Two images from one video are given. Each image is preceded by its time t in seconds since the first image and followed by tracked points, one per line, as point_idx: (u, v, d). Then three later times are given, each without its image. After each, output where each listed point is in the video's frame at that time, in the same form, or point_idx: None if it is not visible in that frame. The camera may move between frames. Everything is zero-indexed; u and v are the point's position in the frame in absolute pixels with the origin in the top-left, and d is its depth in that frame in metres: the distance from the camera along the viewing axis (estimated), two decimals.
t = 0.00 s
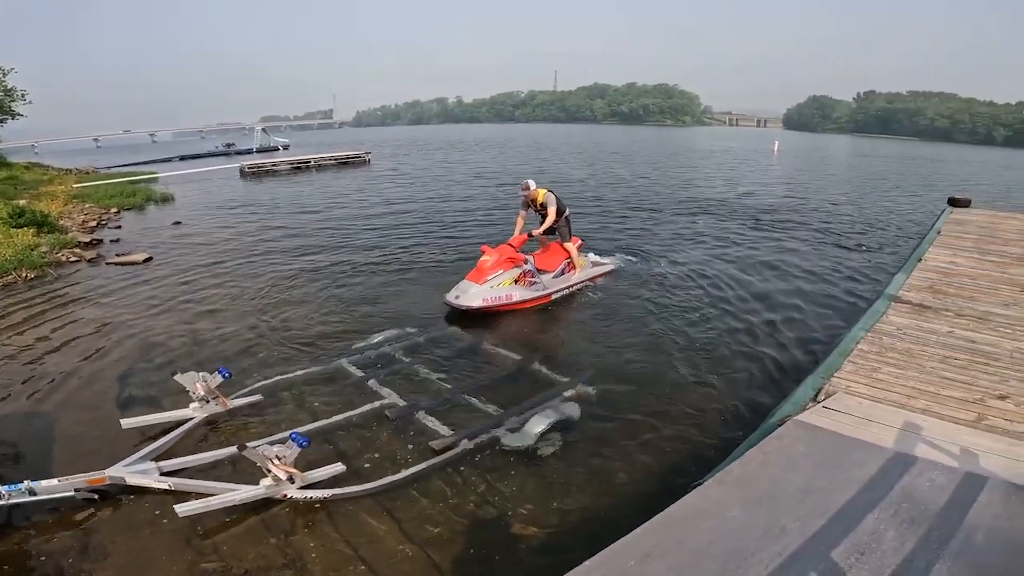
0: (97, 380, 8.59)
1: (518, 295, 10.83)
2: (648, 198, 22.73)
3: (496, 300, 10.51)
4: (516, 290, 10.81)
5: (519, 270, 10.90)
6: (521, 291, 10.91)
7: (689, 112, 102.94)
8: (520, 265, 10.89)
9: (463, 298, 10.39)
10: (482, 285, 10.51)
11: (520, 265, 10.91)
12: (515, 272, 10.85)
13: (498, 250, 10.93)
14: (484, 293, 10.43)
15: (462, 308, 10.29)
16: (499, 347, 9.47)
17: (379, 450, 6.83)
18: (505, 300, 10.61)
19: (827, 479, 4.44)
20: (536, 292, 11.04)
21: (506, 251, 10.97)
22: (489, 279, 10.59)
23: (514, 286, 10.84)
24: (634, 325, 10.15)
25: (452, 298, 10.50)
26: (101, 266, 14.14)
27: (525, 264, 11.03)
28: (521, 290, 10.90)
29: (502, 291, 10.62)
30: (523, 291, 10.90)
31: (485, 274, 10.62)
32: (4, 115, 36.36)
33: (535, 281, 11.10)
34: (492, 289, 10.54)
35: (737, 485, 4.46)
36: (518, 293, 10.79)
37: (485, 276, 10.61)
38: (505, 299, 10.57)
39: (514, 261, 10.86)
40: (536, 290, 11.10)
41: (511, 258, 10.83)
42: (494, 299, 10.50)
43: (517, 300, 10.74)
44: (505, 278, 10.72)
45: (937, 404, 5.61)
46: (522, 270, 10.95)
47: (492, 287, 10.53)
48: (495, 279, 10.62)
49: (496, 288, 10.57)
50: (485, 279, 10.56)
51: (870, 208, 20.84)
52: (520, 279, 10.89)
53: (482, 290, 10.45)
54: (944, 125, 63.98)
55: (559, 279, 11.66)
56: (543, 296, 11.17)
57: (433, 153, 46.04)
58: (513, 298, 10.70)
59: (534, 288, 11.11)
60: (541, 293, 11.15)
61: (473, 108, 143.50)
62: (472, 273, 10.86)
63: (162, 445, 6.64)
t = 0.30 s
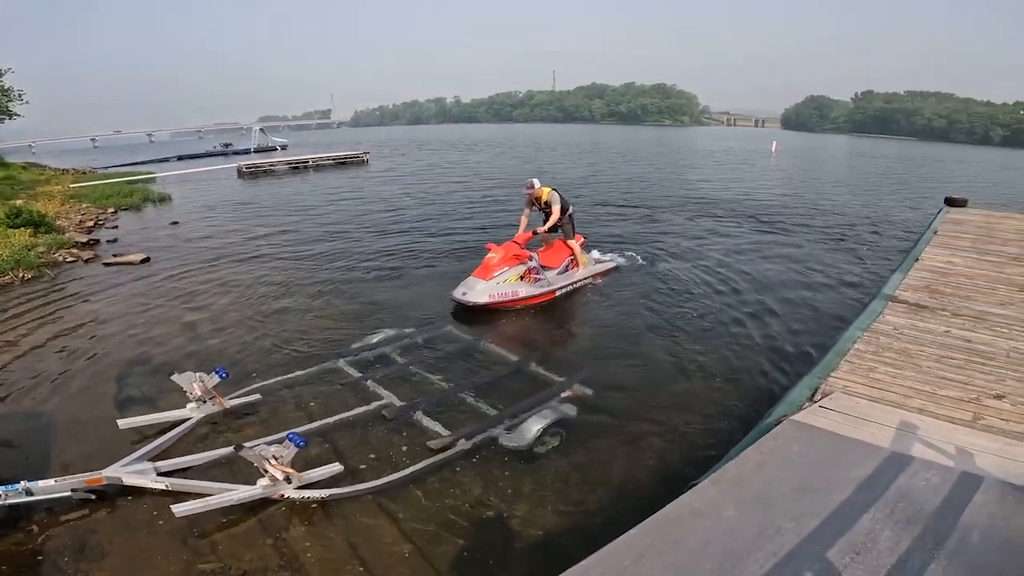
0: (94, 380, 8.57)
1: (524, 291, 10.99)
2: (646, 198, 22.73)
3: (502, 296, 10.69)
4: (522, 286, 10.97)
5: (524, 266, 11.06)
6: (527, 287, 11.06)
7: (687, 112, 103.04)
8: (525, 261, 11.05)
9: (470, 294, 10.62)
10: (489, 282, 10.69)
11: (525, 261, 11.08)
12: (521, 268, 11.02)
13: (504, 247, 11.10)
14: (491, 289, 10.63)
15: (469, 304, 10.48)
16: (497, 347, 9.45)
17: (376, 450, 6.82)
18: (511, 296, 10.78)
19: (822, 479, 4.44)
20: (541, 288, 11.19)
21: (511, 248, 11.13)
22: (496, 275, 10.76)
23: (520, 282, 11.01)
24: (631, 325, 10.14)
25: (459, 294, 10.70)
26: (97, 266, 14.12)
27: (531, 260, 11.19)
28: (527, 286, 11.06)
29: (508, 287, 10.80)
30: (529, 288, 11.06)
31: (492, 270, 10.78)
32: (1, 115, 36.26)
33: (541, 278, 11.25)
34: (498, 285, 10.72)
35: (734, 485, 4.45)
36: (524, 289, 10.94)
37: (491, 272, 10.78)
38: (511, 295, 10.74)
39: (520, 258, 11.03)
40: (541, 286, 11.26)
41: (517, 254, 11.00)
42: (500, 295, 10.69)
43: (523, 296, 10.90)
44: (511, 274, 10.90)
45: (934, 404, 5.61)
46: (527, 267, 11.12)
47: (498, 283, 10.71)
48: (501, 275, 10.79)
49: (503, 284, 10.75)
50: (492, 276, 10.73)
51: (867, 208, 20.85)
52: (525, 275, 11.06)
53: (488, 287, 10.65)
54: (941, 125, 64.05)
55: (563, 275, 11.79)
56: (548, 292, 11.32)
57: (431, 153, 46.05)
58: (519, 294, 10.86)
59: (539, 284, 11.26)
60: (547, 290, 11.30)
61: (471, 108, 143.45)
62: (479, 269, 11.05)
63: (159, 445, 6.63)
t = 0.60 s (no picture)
0: (90, 381, 8.55)
1: (529, 287, 11.15)
2: (643, 198, 22.74)
3: (508, 292, 10.84)
4: (527, 283, 11.14)
5: (530, 263, 11.24)
6: (532, 284, 11.23)
7: (685, 112, 103.13)
8: (530, 258, 11.23)
9: (477, 291, 10.77)
10: (495, 278, 10.84)
11: (531, 258, 11.26)
12: (526, 265, 11.20)
13: (509, 244, 11.28)
14: (497, 285, 10.78)
15: (476, 300, 10.63)
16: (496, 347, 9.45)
17: (373, 451, 6.81)
18: (517, 292, 10.93)
19: (818, 479, 4.44)
20: (546, 284, 11.34)
21: (516, 245, 11.32)
22: (502, 272, 10.93)
23: (526, 278, 11.17)
24: (628, 325, 10.14)
25: (466, 291, 10.85)
26: (94, 267, 14.08)
27: (536, 257, 11.36)
28: (532, 282, 11.23)
29: (514, 283, 10.96)
30: (534, 284, 11.22)
31: (498, 267, 10.94)
32: None
33: (546, 274, 11.42)
34: (505, 281, 10.88)
35: (730, 485, 4.45)
36: (530, 285, 11.10)
37: (497, 269, 10.95)
38: (517, 290, 10.89)
39: (525, 255, 11.21)
40: (546, 283, 11.41)
41: (523, 251, 11.18)
42: (506, 291, 10.85)
43: (529, 292, 11.05)
44: (517, 271, 11.07)
45: (929, 403, 5.62)
46: (533, 263, 11.29)
47: (504, 279, 10.87)
48: (507, 272, 10.96)
49: (509, 281, 10.91)
50: (498, 272, 10.89)
51: (864, 208, 20.88)
52: (531, 272, 11.23)
53: (495, 283, 10.80)
54: (938, 125, 64.17)
55: (566, 272, 11.96)
56: (553, 289, 11.46)
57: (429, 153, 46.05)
58: (525, 290, 11.01)
59: (544, 280, 11.42)
60: (552, 286, 11.44)
61: (470, 108, 143.46)
62: (485, 267, 11.21)
63: (156, 445, 6.62)
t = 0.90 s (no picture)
0: (87, 381, 8.53)
1: (534, 285, 11.46)
2: (640, 198, 22.75)
3: (514, 289, 11.18)
4: (533, 280, 11.45)
5: (534, 261, 11.61)
6: (537, 282, 11.55)
7: (682, 112, 103.30)
8: (535, 257, 11.62)
9: (483, 288, 11.15)
10: (501, 276, 11.23)
11: (535, 257, 11.64)
12: (531, 264, 11.58)
13: (514, 244, 11.73)
14: (503, 282, 11.15)
15: (482, 297, 11.02)
16: (493, 346, 9.47)
17: (370, 451, 6.80)
18: (522, 289, 11.26)
19: (814, 478, 4.44)
20: (551, 282, 11.64)
21: (521, 245, 11.74)
22: (507, 270, 11.32)
23: (531, 276, 11.50)
24: (626, 325, 10.14)
25: (473, 289, 11.24)
26: (90, 267, 14.04)
27: (540, 256, 11.73)
28: (537, 280, 11.55)
29: (519, 281, 11.31)
30: (539, 282, 11.53)
31: (503, 266, 11.37)
32: None
33: (549, 272, 11.74)
34: (510, 279, 11.25)
35: (726, 484, 4.45)
36: (535, 283, 11.41)
37: (503, 267, 11.35)
38: (522, 288, 11.21)
39: (530, 254, 11.62)
40: (550, 281, 11.71)
41: (527, 250, 11.61)
42: (512, 288, 11.18)
43: (534, 289, 11.35)
44: (522, 269, 11.44)
45: (926, 403, 5.63)
46: (537, 262, 11.65)
47: (509, 277, 11.25)
48: (513, 270, 11.35)
49: (514, 278, 11.27)
50: (504, 270, 11.29)
51: (861, 208, 20.90)
52: (535, 270, 11.57)
53: (500, 281, 11.17)
54: (934, 124, 64.34)
55: (570, 271, 12.25)
56: (557, 286, 11.73)
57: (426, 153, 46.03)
58: (530, 287, 11.33)
59: (549, 278, 11.72)
60: (556, 283, 11.73)
61: (468, 108, 143.42)
62: (492, 266, 11.64)
63: (152, 446, 6.59)
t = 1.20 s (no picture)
0: (77, 384, 8.45)
1: (536, 284, 11.60)
2: (633, 198, 22.81)
3: (515, 287, 11.30)
4: (534, 279, 11.59)
5: (535, 260, 11.72)
6: (538, 280, 11.69)
7: (674, 113, 103.64)
8: (536, 255, 11.72)
9: (485, 286, 11.29)
10: (503, 274, 11.36)
11: (536, 256, 11.75)
12: (532, 262, 11.69)
13: (516, 241, 11.81)
14: (505, 281, 11.29)
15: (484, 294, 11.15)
16: (487, 347, 9.45)
17: (364, 453, 6.76)
18: (524, 287, 11.38)
19: (807, 477, 4.45)
20: (551, 280, 11.77)
21: (523, 243, 11.83)
22: (509, 268, 11.44)
23: (532, 275, 11.63)
24: (620, 326, 10.15)
25: (476, 286, 11.38)
26: (80, 269, 13.92)
27: (541, 254, 11.85)
28: (538, 278, 11.69)
29: (520, 279, 11.43)
30: (540, 280, 11.68)
31: (505, 264, 11.48)
32: None
33: (550, 271, 11.89)
34: (512, 277, 11.38)
35: (719, 484, 4.45)
36: (536, 281, 11.53)
37: (505, 265, 11.46)
38: (524, 286, 11.34)
39: (531, 252, 11.72)
40: (551, 279, 11.83)
41: (528, 249, 11.70)
42: (514, 287, 11.33)
43: (535, 287, 11.48)
44: (523, 267, 11.56)
45: (916, 401, 5.66)
46: (538, 260, 11.76)
47: (511, 275, 11.38)
48: (515, 268, 11.47)
49: (516, 277, 11.40)
50: (506, 269, 11.41)
51: (851, 208, 21.02)
52: (536, 268, 11.69)
53: (502, 279, 11.31)
54: (923, 124, 64.82)
55: (569, 269, 12.41)
56: (557, 285, 11.85)
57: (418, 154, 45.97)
58: (532, 286, 11.45)
59: (549, 277, 11.85)
60: (556, 282, 11.86)
61: (461, 109, 143.34)
62: (493, 264, 11.73)
63: (144, 449, 6.54)
